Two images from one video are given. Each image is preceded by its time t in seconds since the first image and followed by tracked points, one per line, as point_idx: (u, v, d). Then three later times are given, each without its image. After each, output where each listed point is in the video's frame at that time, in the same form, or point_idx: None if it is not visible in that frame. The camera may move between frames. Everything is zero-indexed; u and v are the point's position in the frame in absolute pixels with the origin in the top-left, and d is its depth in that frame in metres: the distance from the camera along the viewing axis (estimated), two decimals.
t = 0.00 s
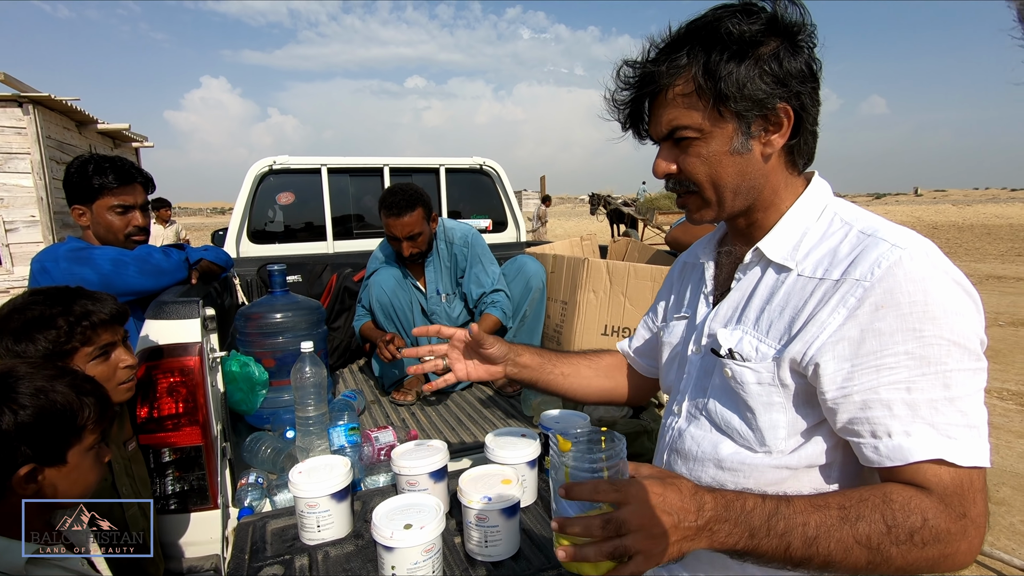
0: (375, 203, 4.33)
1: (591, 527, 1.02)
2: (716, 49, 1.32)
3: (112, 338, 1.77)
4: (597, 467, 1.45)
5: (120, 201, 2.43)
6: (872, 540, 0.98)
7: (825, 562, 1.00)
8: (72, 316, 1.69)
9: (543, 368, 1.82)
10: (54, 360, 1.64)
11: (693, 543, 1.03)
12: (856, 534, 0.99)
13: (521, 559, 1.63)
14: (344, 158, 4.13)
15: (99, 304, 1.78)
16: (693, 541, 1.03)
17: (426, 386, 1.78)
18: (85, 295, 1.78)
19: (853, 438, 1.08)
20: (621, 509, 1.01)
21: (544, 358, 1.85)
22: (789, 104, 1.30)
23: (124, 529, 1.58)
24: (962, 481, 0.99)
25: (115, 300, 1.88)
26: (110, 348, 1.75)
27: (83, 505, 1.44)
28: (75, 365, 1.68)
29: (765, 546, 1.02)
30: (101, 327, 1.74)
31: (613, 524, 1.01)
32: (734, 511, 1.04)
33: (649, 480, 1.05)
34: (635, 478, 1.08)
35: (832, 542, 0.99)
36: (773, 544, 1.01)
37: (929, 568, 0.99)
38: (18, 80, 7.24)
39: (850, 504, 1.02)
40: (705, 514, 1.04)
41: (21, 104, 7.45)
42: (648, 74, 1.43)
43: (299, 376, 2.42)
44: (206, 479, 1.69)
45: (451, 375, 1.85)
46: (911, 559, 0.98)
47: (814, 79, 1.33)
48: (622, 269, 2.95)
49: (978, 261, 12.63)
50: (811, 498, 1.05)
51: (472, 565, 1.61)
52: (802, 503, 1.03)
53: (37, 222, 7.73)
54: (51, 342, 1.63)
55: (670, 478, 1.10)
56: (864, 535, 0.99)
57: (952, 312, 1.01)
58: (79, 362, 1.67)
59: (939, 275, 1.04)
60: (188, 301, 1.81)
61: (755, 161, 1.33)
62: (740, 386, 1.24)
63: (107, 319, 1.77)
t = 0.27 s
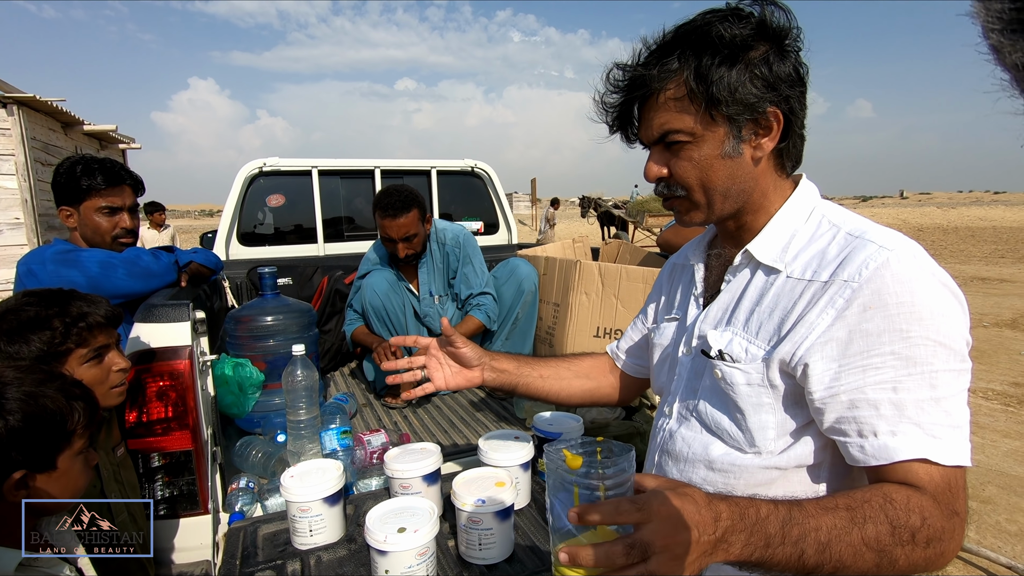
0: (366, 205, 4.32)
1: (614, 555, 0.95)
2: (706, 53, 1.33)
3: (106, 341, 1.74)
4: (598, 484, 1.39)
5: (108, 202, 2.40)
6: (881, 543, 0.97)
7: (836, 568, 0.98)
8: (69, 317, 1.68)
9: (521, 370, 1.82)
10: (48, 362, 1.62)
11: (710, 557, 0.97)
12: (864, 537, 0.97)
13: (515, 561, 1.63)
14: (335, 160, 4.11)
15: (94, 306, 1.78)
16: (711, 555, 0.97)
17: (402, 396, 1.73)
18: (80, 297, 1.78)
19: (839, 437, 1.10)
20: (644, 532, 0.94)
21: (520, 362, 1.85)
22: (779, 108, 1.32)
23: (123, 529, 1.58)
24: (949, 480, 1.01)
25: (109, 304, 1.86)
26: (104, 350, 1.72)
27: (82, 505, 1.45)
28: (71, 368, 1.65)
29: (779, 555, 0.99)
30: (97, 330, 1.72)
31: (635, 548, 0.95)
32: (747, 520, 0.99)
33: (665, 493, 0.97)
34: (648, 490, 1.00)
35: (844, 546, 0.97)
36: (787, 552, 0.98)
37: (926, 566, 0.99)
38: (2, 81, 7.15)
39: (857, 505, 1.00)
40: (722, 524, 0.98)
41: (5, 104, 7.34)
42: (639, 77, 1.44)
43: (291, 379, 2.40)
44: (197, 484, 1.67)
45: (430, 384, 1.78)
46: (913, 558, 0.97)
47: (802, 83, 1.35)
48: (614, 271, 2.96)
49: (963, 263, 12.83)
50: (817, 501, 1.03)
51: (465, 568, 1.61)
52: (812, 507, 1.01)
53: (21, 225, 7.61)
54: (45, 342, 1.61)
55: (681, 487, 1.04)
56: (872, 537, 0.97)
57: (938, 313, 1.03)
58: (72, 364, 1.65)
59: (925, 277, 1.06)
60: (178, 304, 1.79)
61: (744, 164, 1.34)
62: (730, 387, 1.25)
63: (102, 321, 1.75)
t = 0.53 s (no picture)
0: (359, 204, 4.30)
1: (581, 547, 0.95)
2: (701, 50, 1.34)
3: (93, 343, 1.70)
4: (570, 476, 1.39)
5: (98, 200, 2.37)
6: (848, 534, 0.98)
7: (804, 558, 1.00)
8: (54, 317, 1.64)
9: (522, 380, 1.79)
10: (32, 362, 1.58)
11: (677, 547, 0.98)
12: (833, 528, 0.98)
13: (509, 559, 1.63)
14: (328, 159, 4.09)
15: (87, 308, 1.74)
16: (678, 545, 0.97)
17: (410, 425, 1.57)
18: (72, 297, 1.74)
19: (825, 432, 1.10)
20: (613, 524, 0.94)
21: (521, 373, 1.81)
22: (772, 101, 1.35)
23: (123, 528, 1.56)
24: (921, 476, 1.02)
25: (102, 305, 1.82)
26: (91, 352, 1.68)
27: (82, 505, 1.47)
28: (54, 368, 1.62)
29: (747, 545, 1.00)
30: (82, 330, 1.68)
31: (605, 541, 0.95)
32: (717, 510, 1.00)
33: (637, 488, 0.97)
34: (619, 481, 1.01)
35: (812, 537, 0.99)
36: (756, 542, 0.99)
37: (893, 559, 1.01)
38: None
39: (828, 497, 1.01)
40: (691, 515, 0.98)
41: None
42: (631, 75, 1.42)
43: (284, 378, 2.39)
44: (189, 484, 1.66)
45: (433, 408, 1.67)
46: (880, 551, 0.99)
47: (786, 81, 1.40)
48: (608, 270, 2.97)
49: (952, 263, 12.96)
50: (790, 493, 1.04)
51: (460, 566, 1.61)
52: (784, 499, 1.02)
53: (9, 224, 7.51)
54: (29, 342, 1.56)
55: (652, 476, 1.04)
56: (840, 528, 0.98)
57: (918, 308, 1.04)
58: (56, 365, 1.61)
59: (904, 273, 1.07)
60: (170, 302, 1.76)
61: (742, 158, 1.35)
62: (717, 383, 1.26)
63: (90, 323, 1.70)
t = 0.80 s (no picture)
0: (352, 199, 4.28)
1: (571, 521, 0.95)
2: (690, 41, 1.34)
3: (75, 348, 1.63)
4: (563, 451, 1.40)
5: (87, 193, 2.35)
6: (836, 519, 0.99)
7: (792, 541, 1.00)
8: (38, 318, 1.59)
9: (509, 367, 1.81)
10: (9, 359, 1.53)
11: (669, 526, 0.98)
12: (823, 512, 0.99)
13: (503, 552, 1.63)
14: (321, 153, 4.07)
15: (78, 313, 1.66)
16: (669, 524, 0.97)
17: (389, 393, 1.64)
18: (70, 300, 1.67)
19: (814, 420, 1.10)
20: (603, 499, 0.94)
21: (507, 358, 1.84)
22: (760, 91, 1.37)
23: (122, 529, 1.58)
24: (909, 463, 1.02)
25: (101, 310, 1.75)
26: (72, 358, 1.63)
27: (82, 505, 1.50)
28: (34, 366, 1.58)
29: (737, 526, 1.01)
30: (62, 336, 1.61)
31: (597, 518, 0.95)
32: (708, 493, 1.00)
33: (629, 464, 0.97)
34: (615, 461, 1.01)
35: (801, 520, 0.99)
36: (746, 524, 1.00)
37: (881, 546, 1.02)
38: None
39: (818, 482, 1.02)
40: (683, 496, 0.99)
41: None
42: (619, 67, 1.41)
43: (277, 373, 2.38)
44: (181, 479, 1.65)
45: (414, 379, 1.74)
46: (867, 536, 1.00)
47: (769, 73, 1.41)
48: (602, 264, 2.97)
49: (942, 258, 13.07)
50: (782, 477, 1.04)
51: (454, 560, 1.61)
52: (775, 483, 1.03)
53: None
54: (9, 340, 1.52)
55: (646, 456, 1.03)
56: (830, 513, 0.99)
57: (904, 296, 1.04)
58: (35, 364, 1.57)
59: (891, 262, 1.07)
60: (161, 297, 1.75)
61: (734, 149, 1.36)
62: (709, 377, 1.26)
63: (77, 328, 1.63)
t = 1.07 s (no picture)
0: (348, 192, 4.26)
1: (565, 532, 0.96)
2: (673, 32, 1.33)
3: (72, 343, 1.59)
4: (560, 463, 1.43)
5: (80, 185, 2.33)
6: (828, 509, 0.99)
7: (786, 533, 1.01)
8: (35, 312, 1.57)
9: (543, 395, 1.71)
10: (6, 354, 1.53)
11: (662, 527, 1.00)
12: (815, 504, 0.99)
13: (499, 542, 1.64)
14: (316, 145, 4.04)
15: (76, 308, 1.62)
16: (660, 525, 1.00)
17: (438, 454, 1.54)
18: (68, 294, 1.65)
19: (805, 410, 1.09)
20: (596, 510, 0.96)
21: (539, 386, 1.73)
22: (743, 83, 1.36)
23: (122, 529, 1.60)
24: (901, 446, 1.03)
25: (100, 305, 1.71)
26: (68, 353, 1.58)
27: (82, 505, 1.49)
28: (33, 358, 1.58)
29: (732, 522, 1.01)
30: (58, 331, 1.57)
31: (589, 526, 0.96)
32: (700, 492, 1.01)
33: (617, 473, 0.98)
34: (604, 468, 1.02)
35: (794, 513, 0.99)
36: (738, 519, 1.01)
37: (875, 530, 1.02)
38: None
39: (808, 473, 1.02)
40: (675, 496, 1.00)
41: None
42: (602, 58, 1.40)
43: (273, 365, 2.37)
44: (177, 471, 1.65)
45: (455, 430, 1.64)
46: (861, 523, 1.00)
47: (753, 64, 1.41)
48: (599, 256, 2.97)
49: (937, 251, 13.14)
50: (772, 471, 1.04)
51: (450, 550, 1.61)
52: (765, 477, 1.03)
53: None
54: (5, 335, 1.52)
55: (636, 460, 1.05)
56: (822, 504, 0.99)
57: (889, 285, 1.04)
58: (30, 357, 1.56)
59: (876, 251, 1.07)
60: (155, 288, 1.73)
61: (718, 141, 1.35)
62: (697, 369, 1.25)
63: (73, 324, 1.59)
